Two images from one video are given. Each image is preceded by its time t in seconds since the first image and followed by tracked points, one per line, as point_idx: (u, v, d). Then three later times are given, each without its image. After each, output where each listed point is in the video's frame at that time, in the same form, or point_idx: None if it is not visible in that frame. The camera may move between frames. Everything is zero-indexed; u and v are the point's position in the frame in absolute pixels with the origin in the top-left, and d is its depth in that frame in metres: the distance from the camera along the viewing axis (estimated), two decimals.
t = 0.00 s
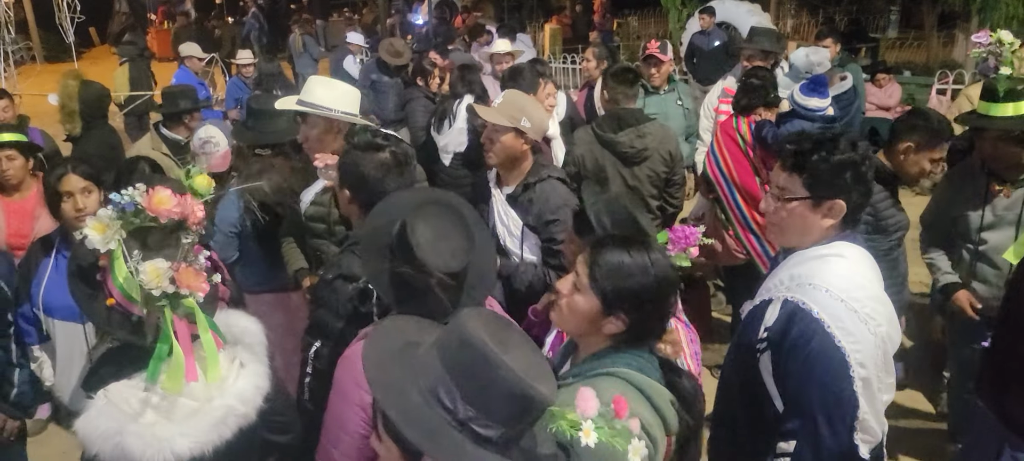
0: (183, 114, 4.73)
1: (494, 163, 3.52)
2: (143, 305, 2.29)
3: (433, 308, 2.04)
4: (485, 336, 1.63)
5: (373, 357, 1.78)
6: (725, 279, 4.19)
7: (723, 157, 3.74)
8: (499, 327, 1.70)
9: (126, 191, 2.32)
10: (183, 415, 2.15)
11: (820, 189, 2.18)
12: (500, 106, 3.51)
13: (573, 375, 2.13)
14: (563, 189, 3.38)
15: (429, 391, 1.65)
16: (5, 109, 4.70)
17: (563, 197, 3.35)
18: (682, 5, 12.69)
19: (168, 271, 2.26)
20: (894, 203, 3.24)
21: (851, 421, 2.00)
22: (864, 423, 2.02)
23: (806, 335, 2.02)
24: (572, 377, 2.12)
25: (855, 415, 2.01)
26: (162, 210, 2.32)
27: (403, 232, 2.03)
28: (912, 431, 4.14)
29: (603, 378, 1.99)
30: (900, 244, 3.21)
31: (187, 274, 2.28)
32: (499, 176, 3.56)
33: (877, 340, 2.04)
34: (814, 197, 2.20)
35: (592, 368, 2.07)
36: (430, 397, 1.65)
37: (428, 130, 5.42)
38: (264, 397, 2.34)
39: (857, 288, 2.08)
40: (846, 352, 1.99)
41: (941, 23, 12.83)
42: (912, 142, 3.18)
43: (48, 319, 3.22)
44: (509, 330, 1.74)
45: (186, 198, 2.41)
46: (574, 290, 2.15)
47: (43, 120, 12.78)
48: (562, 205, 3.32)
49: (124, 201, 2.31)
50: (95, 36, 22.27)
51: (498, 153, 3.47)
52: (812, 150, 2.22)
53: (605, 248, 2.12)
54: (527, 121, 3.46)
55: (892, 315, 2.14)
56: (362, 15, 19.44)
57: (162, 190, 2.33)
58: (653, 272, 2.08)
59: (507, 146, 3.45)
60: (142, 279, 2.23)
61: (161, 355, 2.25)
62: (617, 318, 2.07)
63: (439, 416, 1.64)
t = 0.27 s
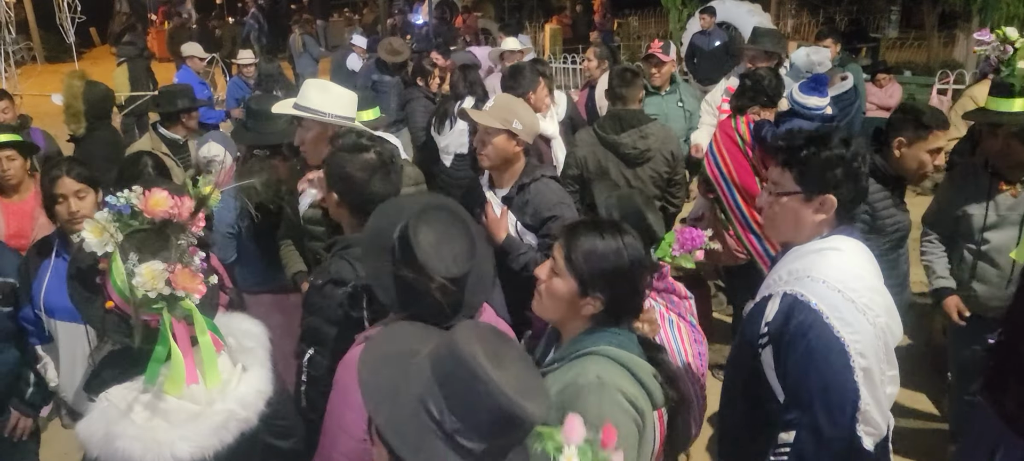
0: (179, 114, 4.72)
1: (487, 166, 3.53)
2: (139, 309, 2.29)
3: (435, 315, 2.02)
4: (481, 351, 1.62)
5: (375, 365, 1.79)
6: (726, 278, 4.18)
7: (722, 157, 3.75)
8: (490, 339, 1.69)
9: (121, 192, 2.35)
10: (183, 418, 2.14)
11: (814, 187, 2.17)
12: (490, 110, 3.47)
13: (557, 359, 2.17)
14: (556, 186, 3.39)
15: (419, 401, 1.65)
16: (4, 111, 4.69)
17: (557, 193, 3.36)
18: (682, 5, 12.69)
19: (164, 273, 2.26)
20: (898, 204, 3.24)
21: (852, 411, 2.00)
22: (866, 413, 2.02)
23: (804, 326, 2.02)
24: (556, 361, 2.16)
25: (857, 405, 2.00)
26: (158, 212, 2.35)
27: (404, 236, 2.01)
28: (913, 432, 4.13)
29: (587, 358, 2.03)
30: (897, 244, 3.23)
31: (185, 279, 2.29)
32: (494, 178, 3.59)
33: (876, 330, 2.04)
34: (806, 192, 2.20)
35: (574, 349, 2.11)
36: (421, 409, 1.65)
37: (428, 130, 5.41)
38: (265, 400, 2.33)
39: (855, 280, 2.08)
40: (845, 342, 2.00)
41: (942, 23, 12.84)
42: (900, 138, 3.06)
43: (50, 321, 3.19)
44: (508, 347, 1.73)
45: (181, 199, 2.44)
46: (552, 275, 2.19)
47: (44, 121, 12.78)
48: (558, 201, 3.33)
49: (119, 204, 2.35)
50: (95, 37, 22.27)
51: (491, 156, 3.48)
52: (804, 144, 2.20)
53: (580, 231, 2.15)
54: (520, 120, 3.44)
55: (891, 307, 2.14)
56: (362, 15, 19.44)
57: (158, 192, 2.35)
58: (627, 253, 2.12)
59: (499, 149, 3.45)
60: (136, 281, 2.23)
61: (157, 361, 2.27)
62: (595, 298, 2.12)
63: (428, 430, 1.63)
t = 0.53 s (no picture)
0: (176, 114, 4.71)
1: (486, 163, 3.54)
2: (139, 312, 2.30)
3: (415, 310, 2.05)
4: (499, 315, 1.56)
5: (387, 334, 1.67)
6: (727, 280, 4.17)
7: (720, 159, 3.76)
8: (508, 305, 1.65)
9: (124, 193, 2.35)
10: (182, 422, 2.15)
11: (813, 185, 2.18)
12: (491, 107, 3.46)
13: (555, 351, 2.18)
14: (554, 184, 3.40)
15: (441, 366, 1.56)
16: (5, 114, 4.67)
17: (555, 191, 3.36)
18: (682, 6, 12.70)
19: (167, 276, 2.28)
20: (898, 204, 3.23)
21: (842, 418, 2.00)
22: (857, 420, 2.02)
23: (794, 331, 2.03)
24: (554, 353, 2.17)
25: (847, 411, 2.01)
26: (162, 217, 2.34)
27: (389, 233, 2.08)
28: (914, 433, 4.13)
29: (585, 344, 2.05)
30: (898, 246, 3.21)
31: (188, 282, 2.32)
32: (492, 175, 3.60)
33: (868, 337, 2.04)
34: (803, 193, 2.20)
35: (572, 339, 2.14)
36: (445, 369, 1.55)
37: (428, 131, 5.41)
38: (264, 403, 2.33)
39: (847, 285, 2.08)
40: (835, 348, 2.00)
41: (941, 24, 12.86)
42: (897, 137, 3.11)
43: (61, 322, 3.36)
44: (517, 311, 1.67)
45: (185, 202, 2.43)
46: (541, 274, 2.18)
47: (44, 122, 12.76)
48: (555, 198, 3.34)
49: (122, 206, 2.35)
50: (95, 38, 22.28)
51: (492, 153, 3.48)
52: (804, 144, 2.21)
53: (567, 229, 2.15)
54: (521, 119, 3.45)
55: (884, 312, 2.14)
56: (362, 17, 19.46)
57: (161, 195, 2.35)
58: (614, 244, 2.14)
59: (501, 146, 3.45)
60: (137, 284, 2.24)
61: (158, 362, 2.27)
62: (590, 292, 2.13)
63: (450, 381, 1.54)
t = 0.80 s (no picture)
0: (171, 115, 4.70)
1: (486, 170, 3.55)
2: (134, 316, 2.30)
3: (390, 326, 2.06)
4: (512, 308, 1.62)
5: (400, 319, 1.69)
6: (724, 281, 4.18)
7: (718, 161, 3.77)
8: (520, 301, 1.71)
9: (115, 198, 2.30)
10: (179, 426, 2.16)
11: (807, 186, 2.18)
12: (493, 113, 3.45)
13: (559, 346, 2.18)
14: (554, 192, 3.38)
15: (458, 359, 1.59)
16: (5, 116, 4.68)
17: (555, 199, 3.34)
18: (682, 6, 12.70)
19: (161, 282, 2.28)
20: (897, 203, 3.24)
21: (830, 419, 2.01)
22: (847, 420, 2.03)
23: (784, 332, 2.03)
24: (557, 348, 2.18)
25: (836, 412, 2.02)
26: (154, 222, 2.30)
27: (351, 253, 2.08)
28: (912, 433, 4.13)
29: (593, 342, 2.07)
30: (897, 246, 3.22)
31: (182, 286, 2.31)
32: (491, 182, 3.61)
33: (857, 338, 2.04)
34: (797, 195, 2.20)
35: (575, 334, 2.15)
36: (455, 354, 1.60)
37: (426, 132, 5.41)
38: (261, 405, 2.34)
39: (838, 286, 2.07)
40: (824, 350, 2.01)
41: (941, 24, 12.85)
42: (893, 136, 3.11)
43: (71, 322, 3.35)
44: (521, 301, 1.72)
45: (177, 206, 2.40)
46: (544, 275, 2.19)
47: (44, 124, 12.76)
48: (556, 204, 3.32)
49: (112, 210, 2.30)
50: (95, 39, 22.28)
51: (493, 161, 3.48)
52: (800, 146, 2.21)
53: (563, 231, 2.19)
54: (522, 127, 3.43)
55: (877, 311, 2.13)
56: (362, 17, 19.46)
57: (153, 199, 2.31)
58: (609, 240, 2.19)
59: (502, 154, 3.45)
60: (132, 290, 2.25)
61: (155, 367, 2.28)
62: (592, 287, 2.16)
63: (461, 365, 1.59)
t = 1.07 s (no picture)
0: (167, 117, 4.69)
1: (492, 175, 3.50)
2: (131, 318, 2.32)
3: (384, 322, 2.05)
4: (506, 298, 1.61)
5: (398, 309, 1.71)
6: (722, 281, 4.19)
7: (719, 164, 3.73)
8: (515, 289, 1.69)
9: (110, 202, 2.31)
10: (177, 428, 2.16)
11: (816, 183, 2.18)
12: (499, 117, 3.41)
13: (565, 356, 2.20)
14: (561, 198, 3.42)
15: (449, 347, 1.60)
16: (4, 119, 4.68)
17: (562, 207, 3.38)
18: (681, 8, 12.71)
19: (158, 284, 2.28)
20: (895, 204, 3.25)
21: (840, 412, 2.01)
22: (854, 414, 2.03)
23: (795, 325, 2.03)
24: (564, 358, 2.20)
25: (845, 405, 2.02)
26: (148, 226, 2.30)
27: (338, 249, 2.08)
28: (910, 433, 4.14)
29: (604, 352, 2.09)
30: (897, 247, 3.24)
31: (179, 288, 2.31)
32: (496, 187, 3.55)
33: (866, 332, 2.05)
34: (805, 192, 2.20)
35: (583, 345, 2.17)
36: (452, 351, 1.59)
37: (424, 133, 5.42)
38: (258, 407, 2.34)
39: (846, 281, 2.09)
40: (834, 343, 2.01)
41: (940, 25, 12.85)
42: (890, 135, 3.11)
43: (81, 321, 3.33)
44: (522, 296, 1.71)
45: (173, 208, 2.39)
46: (552, 282, 2.20)
47: (44, 126, 12.77)
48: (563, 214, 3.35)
49: (108, 215, 2.30)
50: (94, 41, 22.29)
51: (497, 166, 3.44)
52: (807, 145, 2.22)
53: (572, 238, 2.18)
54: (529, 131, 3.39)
55: (880, 309, 2.15)
56: (361, 19, 19.47)
57: (148, 201, 2.31)
58: (622, 248, 2.19)
59: (507, 159, 3.40)
60: (130, 292, 2.25)
61: (152, 369, 2.28)
62: (603, 296, 2.16)
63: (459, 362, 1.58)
